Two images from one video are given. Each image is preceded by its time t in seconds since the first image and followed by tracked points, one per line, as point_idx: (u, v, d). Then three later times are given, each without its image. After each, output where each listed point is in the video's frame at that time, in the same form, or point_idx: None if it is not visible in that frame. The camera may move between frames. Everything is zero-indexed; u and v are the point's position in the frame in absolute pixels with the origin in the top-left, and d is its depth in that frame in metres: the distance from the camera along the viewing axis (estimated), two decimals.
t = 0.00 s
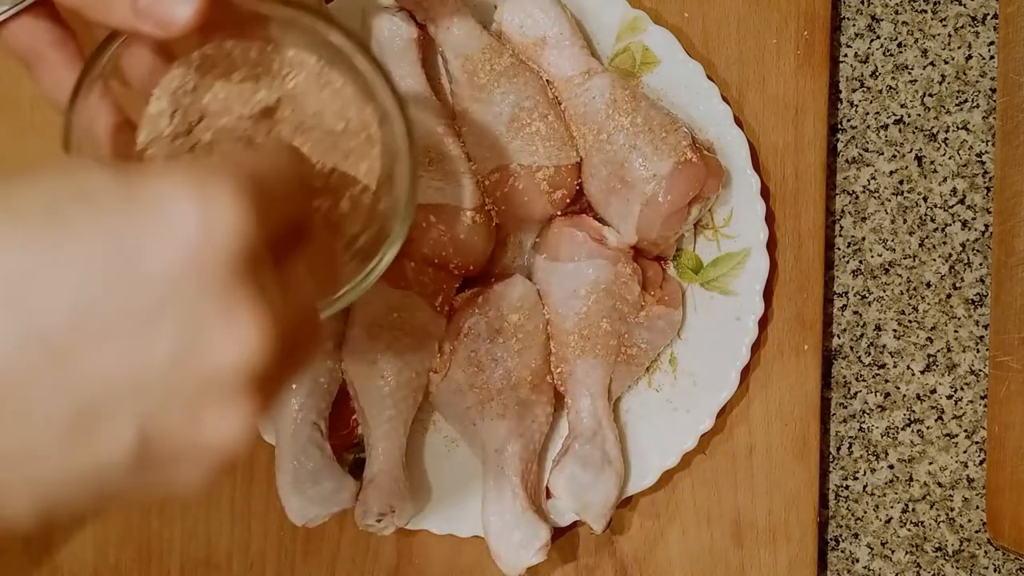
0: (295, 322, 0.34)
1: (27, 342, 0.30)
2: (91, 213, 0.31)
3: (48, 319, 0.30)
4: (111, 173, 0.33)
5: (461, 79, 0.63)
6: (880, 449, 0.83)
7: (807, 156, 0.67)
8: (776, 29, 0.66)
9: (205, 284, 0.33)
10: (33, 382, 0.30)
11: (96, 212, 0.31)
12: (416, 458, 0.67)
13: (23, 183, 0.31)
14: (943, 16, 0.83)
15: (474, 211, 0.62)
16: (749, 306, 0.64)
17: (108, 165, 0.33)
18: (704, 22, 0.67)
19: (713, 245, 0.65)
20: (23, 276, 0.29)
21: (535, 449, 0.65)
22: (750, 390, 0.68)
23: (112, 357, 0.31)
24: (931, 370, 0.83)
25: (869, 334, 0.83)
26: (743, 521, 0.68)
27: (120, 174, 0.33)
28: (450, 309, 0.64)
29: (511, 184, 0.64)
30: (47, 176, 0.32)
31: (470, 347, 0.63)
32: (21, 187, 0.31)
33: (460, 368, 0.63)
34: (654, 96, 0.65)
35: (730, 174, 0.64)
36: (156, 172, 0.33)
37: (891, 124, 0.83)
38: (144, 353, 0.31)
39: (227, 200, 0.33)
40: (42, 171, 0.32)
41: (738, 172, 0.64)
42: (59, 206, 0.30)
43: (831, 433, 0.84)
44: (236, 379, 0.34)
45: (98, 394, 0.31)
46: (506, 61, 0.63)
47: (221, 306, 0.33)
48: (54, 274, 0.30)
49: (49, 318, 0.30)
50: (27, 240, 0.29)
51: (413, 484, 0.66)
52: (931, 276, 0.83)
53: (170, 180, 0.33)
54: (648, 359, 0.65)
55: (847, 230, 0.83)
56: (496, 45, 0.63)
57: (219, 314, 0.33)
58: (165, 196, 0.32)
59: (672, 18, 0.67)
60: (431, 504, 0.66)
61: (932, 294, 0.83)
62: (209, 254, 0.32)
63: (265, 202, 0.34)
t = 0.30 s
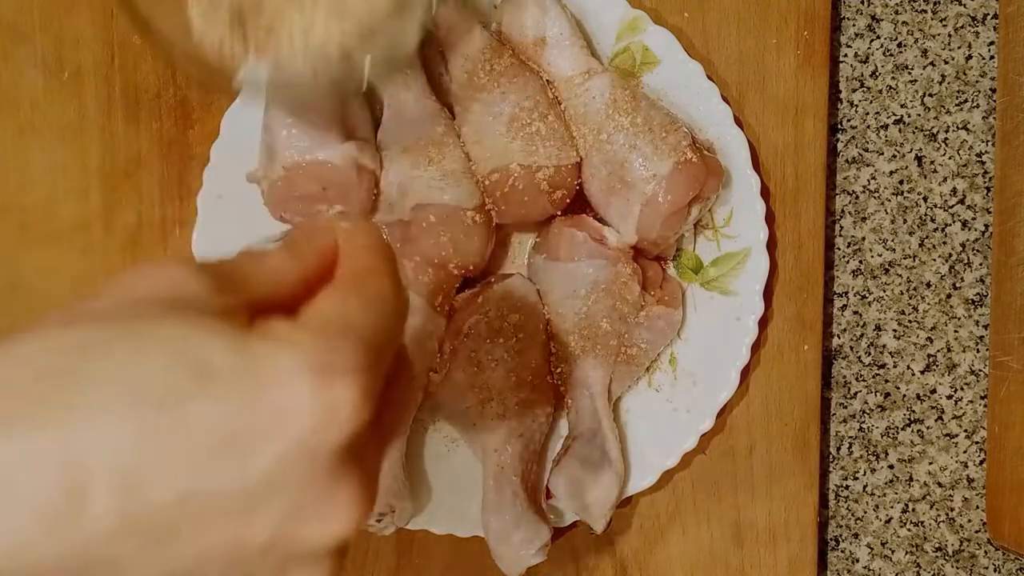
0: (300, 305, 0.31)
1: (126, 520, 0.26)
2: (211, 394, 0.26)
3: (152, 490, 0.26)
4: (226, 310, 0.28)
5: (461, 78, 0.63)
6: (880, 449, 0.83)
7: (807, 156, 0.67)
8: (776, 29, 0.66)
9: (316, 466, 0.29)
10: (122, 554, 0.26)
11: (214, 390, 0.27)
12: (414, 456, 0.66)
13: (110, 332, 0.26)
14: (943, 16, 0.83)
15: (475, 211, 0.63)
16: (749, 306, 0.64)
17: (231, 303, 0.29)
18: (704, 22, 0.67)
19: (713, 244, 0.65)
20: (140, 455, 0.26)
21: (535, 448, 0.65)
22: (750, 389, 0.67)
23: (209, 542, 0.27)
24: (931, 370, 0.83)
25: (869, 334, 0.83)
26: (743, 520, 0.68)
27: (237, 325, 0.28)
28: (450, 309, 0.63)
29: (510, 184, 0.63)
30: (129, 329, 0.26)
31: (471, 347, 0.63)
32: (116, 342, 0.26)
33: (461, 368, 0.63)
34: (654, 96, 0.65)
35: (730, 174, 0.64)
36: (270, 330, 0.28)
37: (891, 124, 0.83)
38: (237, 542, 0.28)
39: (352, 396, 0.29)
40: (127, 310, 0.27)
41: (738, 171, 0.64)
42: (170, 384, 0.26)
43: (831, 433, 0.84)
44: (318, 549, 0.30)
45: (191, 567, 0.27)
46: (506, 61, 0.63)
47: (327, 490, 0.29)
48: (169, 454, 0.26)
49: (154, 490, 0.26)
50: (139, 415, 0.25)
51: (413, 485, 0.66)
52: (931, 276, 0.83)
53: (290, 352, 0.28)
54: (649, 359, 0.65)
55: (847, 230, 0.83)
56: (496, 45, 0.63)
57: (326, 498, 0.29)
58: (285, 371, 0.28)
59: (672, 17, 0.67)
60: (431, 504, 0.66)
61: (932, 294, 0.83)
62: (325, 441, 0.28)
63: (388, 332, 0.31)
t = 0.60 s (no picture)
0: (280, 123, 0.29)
1: (151, 283, 0.26)
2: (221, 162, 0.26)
3: (173, 251, 0.26)
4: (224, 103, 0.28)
5: (461, 77, 0.63)
6: (880, 449, 0.83)
7: (807, 156, 0.66)
8: (776, 29, 0.66)
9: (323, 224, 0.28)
10: (143, 319, 0.26)
11: (223, 160, 0.26)
12: (416, 455, 0.67)
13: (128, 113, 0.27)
14: (943, 16, 0.83)
15: (474, 211, 0.63)
16: (749, 305, 0.64)
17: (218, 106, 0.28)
18: (703, 23, 0.67)
19: (713, 244, 0.65)
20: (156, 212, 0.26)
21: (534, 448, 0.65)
22: (750, 390, 0.68)
23: (229, 308, 0.27)
24: (931, 370, 0.83)
25: (869, 334, 0.83)
26: (743, 520, 0.68)
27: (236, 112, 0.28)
28: (450, 309, 0.63)
29: (511, 184, 0.63)
30: (145, 109, 0.27)
31: (471, 347, 0.63)
32: (125, 121, 0.26)
33: (460, 368, 0.63)
34: (654, 96, 0.65)
35: (730, 174, 0.64)
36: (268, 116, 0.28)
37: (891, 124, 0.83)
38: (255, 305, 0.27)
39: (351, 161, 0.28)
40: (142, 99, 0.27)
41: (738, 172, 0.64)
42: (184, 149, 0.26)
43: (830, 433, 0.84)
44: (332, 319, 0.29)
45: (212, 334, 0.27)
46: (505, 60, 0.63)
47: (336, 254, 0.28)
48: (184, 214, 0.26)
49: (176, 255, 0.26)
50: (156, 173, 0.26)
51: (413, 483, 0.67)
52: (931, 277, 0.83)
53: (290, 128, 0.28)
54: (649, 359, 0.65)
55: (846, 231, 0.83)
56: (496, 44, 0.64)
57: (335, 262, 0.28)
58: (285, 143, 0.27)
59: (672, 18, 0.67)
60: (431, 503, 0.66)
61: (932, 295, 0.83)
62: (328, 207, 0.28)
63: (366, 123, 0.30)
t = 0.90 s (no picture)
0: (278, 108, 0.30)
1: (156, 257, 0.27)
2: (221, 138, 0.27)
3: (177, 223, 0.27)
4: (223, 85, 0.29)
5: (462, 77, 0.63)
6: (880, 449, 0.83)
7: (807, 156, 0.66)
8: (776, 29, 0.66)
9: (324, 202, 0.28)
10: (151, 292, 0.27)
11: (223, 135, 0.27)
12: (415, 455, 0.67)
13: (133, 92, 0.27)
14: (943, 16, 0.82)
15: (474, 211, 0.63)
16: (749, 305, 0.64)
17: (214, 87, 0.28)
18: (703, 23, 0.67)
19: (713, 244, 0.65)
20: (161, 187, 0.26)
21: (534, 448, 0.65)
22: (749, 390, 0.68)
23: (233, 281, 0.28)
24: (931, 370, 0.83)
25: (869, 334, 0.83)
26: (743, 520, 0.68)
27: (235, 93, 0.28)
28: (450, 309, 0.64)
29: (511, 184, 0.63)
30: (147, 90, 0.27)
31: (471, 347, 0.62)
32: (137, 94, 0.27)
33: (459, 369, 0.63)
34: (654, 96, 0.65)
35: (729, 174, 0.64)
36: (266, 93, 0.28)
37: (891, 124, 0.83)
38: (259, 277, 0.28)
39: (346, 134, 0.28)
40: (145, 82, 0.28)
41: (738, 172, 0.64)
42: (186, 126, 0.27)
43: (830, 433, 0.84)
44: (332, 294, 0.30)
45: (218, 306, 0.28)
46: (505, 59, 0.63)
47: (337, 228, 0.29)
48: (187, 188, 0.26)
49: (180, 224, 0.27)
50: (160, 150, 0.26)
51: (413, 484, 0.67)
52: (931, 276, 0.83)
53: (286, 103, 0.28)
54: (648, 359, 0.65)
55: (847, 231, 0.83)
56: (496, 44, 0.64)
57: (336, 236, 0.29)
58: (280, 118, 0.27)
59: (672, 18, 0.67)
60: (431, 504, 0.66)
61: (932, 294, 0.83)
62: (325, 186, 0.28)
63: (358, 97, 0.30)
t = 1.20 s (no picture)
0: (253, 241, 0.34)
1: (118, 403, 0.29)
2: (194, 288, 0.30)
3: (144, 371, 0.29)
4: (202, 226, 0.32)
5: (461, 77, 0.64)
6: (880, 449, 0.83)
7: (806, 156, 0.66)
8: (776, 29, 0.66)
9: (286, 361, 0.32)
10: (106, 440, 0.29)
11: (194, 285, 0.30)
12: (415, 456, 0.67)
13: (102, 235, 0.30)
14: (943, 16, 0.83)
15: (475, 211, 0.63)
16: (749, 306, 0.64)
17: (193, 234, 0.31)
18: (704, 23, 0.67)
19: (713, 244, 0.65)
20: (123, 337, 0.29)
21: (534, 448, 0.65)
22: (750, 390, 0.68)
23: (192, 432, 0.30)
24: (931, 370, 0.83)
25: (869, 334, 0.83)
26: (743, 520, 0.68)
27: (212, 235, 0.32)
28: (450, 309, 0.64)
29: (510, 184, 0.63)
30: (120, 235, 0.30)
31: (471, 347, 0.63)
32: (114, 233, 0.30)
33: (460, 368, 0.63)
34: (654, 96, 0.65)
35: (730, 174, 0.64)
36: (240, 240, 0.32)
37: (891, 124, 0.83)
38: (214, 421, 0.31)
39: (317, 293, 0.32)
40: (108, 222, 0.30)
41: (738, 172, 0.64)
42: (156, 276, 0.30)
43: (830, 433, 0.84)
44: (285, 454, 0.33)
45: (173, 452, 0.30)
46: (505, 60, 0.63)
47: (297, 382, 0.32)
48: (152, 341, 0.29)
49: (147, 372, 0.29)
50: (127, 302, 0.29)
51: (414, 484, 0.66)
52: (931, 276, 0.83)
53: (259, 257, 0.31)
54: (649, 359, 0.65)
55: (847, 230, 0.83)
56: (496, 44, 0.63)
57: (298, 393, 0.32)
58: (254, 273, 0.31)
59: (672, 18, 0.67)
60: (430, 505, 0.66)
61: (932, 294, 0.83)
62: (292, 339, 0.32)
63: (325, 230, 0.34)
